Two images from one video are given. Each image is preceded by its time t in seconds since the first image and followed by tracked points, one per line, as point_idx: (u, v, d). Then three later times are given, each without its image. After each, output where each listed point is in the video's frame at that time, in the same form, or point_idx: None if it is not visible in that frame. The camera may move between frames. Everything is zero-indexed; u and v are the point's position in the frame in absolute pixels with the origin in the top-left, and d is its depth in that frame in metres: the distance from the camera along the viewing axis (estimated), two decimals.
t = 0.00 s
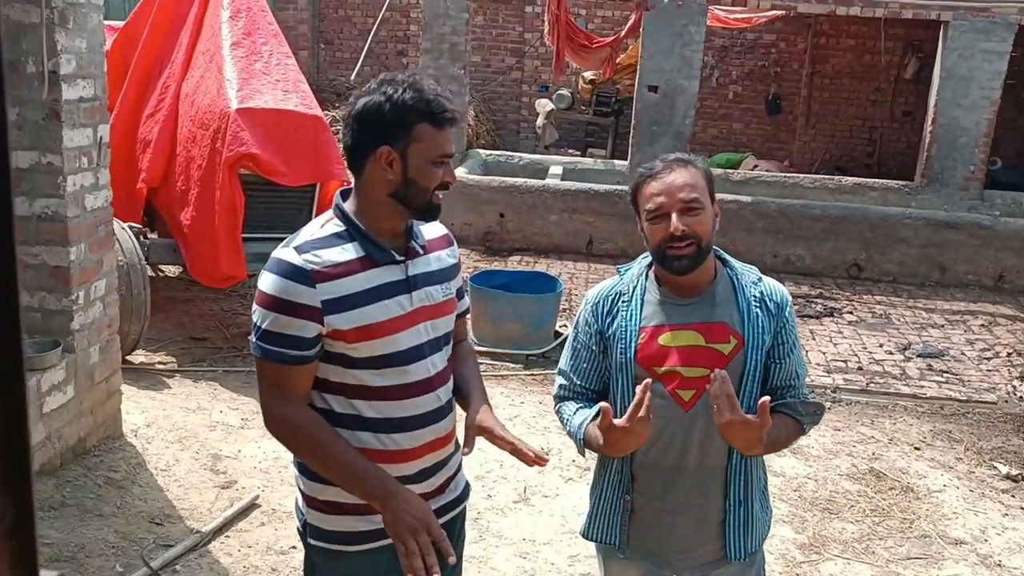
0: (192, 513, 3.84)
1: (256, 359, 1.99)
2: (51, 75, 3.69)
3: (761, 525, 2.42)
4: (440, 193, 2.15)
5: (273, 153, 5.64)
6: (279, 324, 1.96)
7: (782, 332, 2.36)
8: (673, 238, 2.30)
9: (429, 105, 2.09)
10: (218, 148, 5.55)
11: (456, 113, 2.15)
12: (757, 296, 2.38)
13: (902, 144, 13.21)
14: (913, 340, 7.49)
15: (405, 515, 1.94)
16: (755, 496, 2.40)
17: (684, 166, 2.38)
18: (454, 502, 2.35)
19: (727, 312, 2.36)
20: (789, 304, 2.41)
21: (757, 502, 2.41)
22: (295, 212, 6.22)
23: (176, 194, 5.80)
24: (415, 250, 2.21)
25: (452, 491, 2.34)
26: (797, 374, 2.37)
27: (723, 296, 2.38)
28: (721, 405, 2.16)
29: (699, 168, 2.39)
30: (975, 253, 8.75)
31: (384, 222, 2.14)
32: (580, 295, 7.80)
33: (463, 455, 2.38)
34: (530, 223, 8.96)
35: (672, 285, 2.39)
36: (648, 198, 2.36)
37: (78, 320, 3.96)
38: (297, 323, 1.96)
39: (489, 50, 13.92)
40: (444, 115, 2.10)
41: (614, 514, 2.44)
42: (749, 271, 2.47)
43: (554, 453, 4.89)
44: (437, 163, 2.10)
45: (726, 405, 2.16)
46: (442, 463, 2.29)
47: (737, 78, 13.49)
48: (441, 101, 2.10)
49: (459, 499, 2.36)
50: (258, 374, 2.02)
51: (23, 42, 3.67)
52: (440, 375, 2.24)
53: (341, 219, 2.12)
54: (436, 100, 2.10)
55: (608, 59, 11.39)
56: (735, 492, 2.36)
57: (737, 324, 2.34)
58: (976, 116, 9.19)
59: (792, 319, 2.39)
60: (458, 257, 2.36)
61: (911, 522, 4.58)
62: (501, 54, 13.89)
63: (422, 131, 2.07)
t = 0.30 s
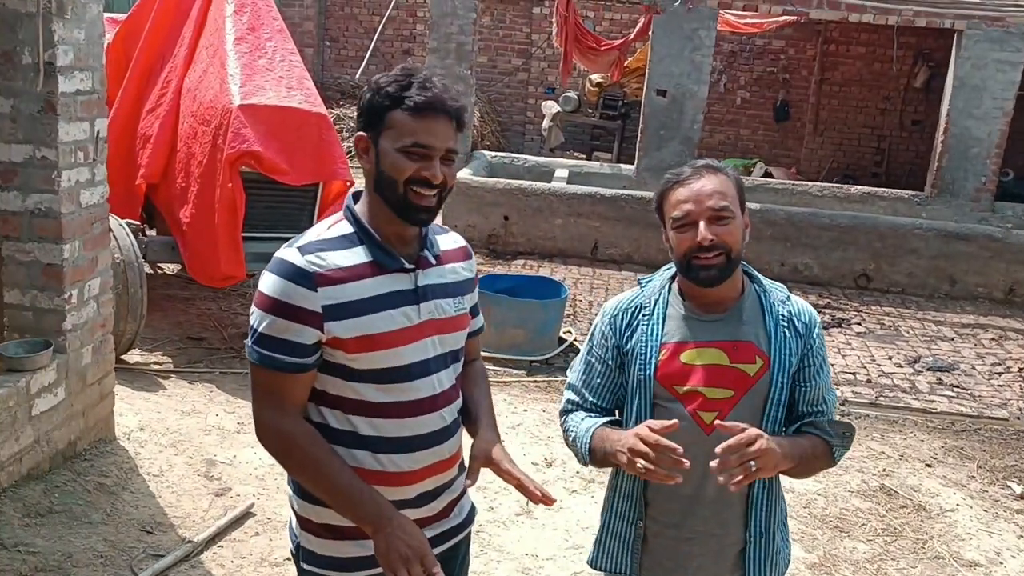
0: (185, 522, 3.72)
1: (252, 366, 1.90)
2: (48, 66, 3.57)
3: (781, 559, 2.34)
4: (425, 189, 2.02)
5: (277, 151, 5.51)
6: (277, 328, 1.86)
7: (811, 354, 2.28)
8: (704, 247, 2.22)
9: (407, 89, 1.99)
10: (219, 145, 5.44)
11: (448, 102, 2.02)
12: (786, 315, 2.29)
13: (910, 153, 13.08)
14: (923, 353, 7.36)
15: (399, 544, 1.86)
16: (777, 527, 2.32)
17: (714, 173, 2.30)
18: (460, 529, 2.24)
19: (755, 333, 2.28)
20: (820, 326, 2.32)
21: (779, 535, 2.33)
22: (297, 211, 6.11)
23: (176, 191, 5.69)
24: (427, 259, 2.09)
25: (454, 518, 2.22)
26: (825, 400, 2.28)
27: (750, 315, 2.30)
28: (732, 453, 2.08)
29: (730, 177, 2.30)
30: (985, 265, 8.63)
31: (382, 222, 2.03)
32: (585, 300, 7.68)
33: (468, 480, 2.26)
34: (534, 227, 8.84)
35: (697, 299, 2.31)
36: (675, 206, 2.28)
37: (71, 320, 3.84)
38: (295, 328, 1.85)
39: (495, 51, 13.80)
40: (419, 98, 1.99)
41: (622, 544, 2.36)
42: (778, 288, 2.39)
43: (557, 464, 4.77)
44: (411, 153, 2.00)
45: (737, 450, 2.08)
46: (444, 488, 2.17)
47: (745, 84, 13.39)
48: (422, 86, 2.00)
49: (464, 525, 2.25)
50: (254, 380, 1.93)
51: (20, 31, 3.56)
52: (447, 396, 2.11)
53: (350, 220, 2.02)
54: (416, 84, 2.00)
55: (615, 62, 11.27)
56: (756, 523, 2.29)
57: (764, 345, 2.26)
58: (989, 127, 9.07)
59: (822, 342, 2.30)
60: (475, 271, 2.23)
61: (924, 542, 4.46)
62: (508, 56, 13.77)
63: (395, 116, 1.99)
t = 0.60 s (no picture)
0: (182, 524, 3.65)
1: (247, 359, 1.84)
2: (45, 59, 3.50)
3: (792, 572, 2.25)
4: (431, 181, 1.95)
5: (277, 147, 5.44)
6: (272, 321, 1.79)
7: (829, 358, 2.20)
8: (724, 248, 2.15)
9: (422, 78, 1.95)
10: (219, 141, 5.37)
11: (464, 95, 1.97)
12: (802, 318, 2.23)
13: (915, 154, 13.00)
14: (929, 356, 7.29)
15: (383, 556, 1.80)
16: (788, 539, 2.23)
17: (735, 171, 2.24)
18: (460, 543, 2.16)
19: (769, 334, 2.22)
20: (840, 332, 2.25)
21: (790, 547, 2.25)
22: (298, 209, 6.03)
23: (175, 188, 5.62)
24: (437, 261, 2.01)
25: (456, 531, 2.15)
26: (843, 408, 2.19)
27: (764, 317, 2.24)
28: (770, 418, 2.00)
29: (750, 175, 2.24)
30: (992, 267, 8.55)
31: (389, 217, 1.98)
32: (588, 300, 7.60)
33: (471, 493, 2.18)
34: (537, 226, 8.77)
35: (711, 298, 2.27)
36: (692, 201, 2.23)
37: (67, 318, 3.78)
38: (292, 322, 1.79)
39: (498, 49, 13.72)
40: (433, 87, 1.94)
41: (623, 553, 2.29)
42: (798, 292, 2.32)
43: (561, 467, 4.70)
44: (420, 142, 1.94)
45: (775, 417, 2.00)
46: (445, 501, 2.09)
47: (749, 84, 13.32)
48: (438, 76, 1.95)
49: (465, 540, 2.17)
50: (250, 374, 1.87)
51: (16, 23, 3.49)
52: (449, 405, 2.03)
53: (358, 215, 1.96)
54: (432, 74, 1.95)
55: (619, 61, 11.19)
56: (766, 533, 2.20)
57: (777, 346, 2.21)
58: (996, 128, 8.99)
59: (841, 347, 2.22)
60: (492, 277, 2.16)
61: (933, 549, 4.38)
62: (511, 54, 13.69)
63: (406, 104, 1.95)
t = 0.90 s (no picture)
0: (183, 519, 3.62)
1: (248, 353, 1.81)
2: (41, 48, 3.45)
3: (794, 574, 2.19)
4: (441, 170, 1.90)
5: (276, 137, 5.39)
6: (274, 315, 1.76)
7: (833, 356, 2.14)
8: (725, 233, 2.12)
9: (432, 64, 1.91)
10: (219, 132, 5.32)
11: (474, 82, 1.93)
12: (809, 312, 2.18)
13: (917, 145, 12.95)
14: (933, 348, 7.24)
15: (388, 553, 1.75)
16: (790, 539, 2.18)
17: (742, 159, 2.19)
18: (467, 539, 2.13)
19: (774, 328, 2.17)
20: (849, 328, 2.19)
21: (792, 548, 2.19)
22: (298, 201, 5.99)
23: (175, 179, 5.58)
24: (442, 253, 1.97)
25: (463, 529, 2.11)
26: (848, 407, 2.14)
27: (769, 311, 2.19)
28: (761, 457, 1.97)
29: (757, 164, 2.20)
30: (996, 259, 8.51)
31: (395, 209, 1.94)
32: (590, 293, 7.56)
33: (477, 490, 2.14)
34: (539, 218, 8.72)
35: (716, 291, 2.23)
36: (697, 190, 2.19)
37: (65, 312, 3.74)
38: (293, 316, 1.75)
39: (499, 40, 13.66)
40: (444, 73, 1.90)
41: (629, 548, 2.27)
42: (807, 285, 2.27)
43: (564, 461, 4.66)
44: (430, 130, 1.89)
45: (766, 458, 1.97)
46: (450, 499, 2.06)
47: (751, 75, 13.25)
48: (449, 62, 1.92)
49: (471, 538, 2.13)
50: (252, 368, 1.83)
51: (11, 12, 3.44)
52: (454, 400, 1.99)
53: (363, 206, 1.92)
54: (443, 60, 1.92)
55: (621, 52, 11.11)
56: (765, 531, 2.16)
57: (781, 341, 2.15)
58: (1000, 118, 8.94)
59: (849, 343, 2.16)
60: (500, 269, 2.11)
61: (939, 543, 4.35)
62: (512, 45, 13.63)
63: (416, 91, 1.90)
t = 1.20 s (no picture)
0: (185, 508, 3.61)
1: (254, 341, 1.79)
2: (39, 34, 3.42)
3: (797, 562, 2.17)
4: (449, 154, 1.88)
5: (276, 124, 5.36)
6: (280, 303, 1.74)
7: (836, 343, 2.12)
8: (725, 223, 2.10)
9: (439, 47, 1.88)
10: (219, 119, 5.29)
11: (482, 65, 1.90)
12: (814, 300, 2.15)
13: (919, 131, 12.90)
14: (936, 335, 7.23)
15: (399, 543, 1.74)
16: (792, 527, 2.16)
17: (747, 145, 2.16)
18: (475, 527, 2.12)
19: (777, 316, 2.15)
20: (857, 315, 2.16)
21: (794, 537, 2.17)
22: (299, 187, 5.96)
23: (175, 166, 5.55)
24: (450, 240, 1.95)
25: (470, 518, 2.10)
26: (852, 395, 2.11)
27: (773, 298, 2.17)
28: (754, 441, 1.95)
29: (761, 150, 2.17)
30: (999, 246, 8.48)
31: (401, 194, 1.92)
32: (593, 280, 7.54)
33: (485, 478, 2.13)
34: (541, 205, 8.69)
35: (719, 278, 2.21)
36: (699, 177, 2.17)
37: (66, 300, 3.72)
38: (300, 304, 1.73)
39: (500, 27, 13.59)
40: (451, 56, 1.87)
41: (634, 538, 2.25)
42: (815, 271, 2.24)
43: (567, 448, 4.65)
44: (436, 114, 1.87)
45: (759, 443, 1.95)
46: (457, 487, 2.04)
47: (753, 61, 13.19)
48: (455, 45, 1.89)
49: (478, 527, 2.12)
50: (257, 357, 1.81)
51: None
52: (462, 388, 1.97)
53: (368, 191, 1.90)
54: (449, 43, 1.89)
55: (623, 39, 11.04)
56: (766, 520, 2.14)
57: (781, 328, 2.13)
58: (1004, 105, 8.90)
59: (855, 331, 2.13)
60: (507, 256, 2.09)
61: (943, 530, 4.34)
62: (513, 31, 13.56)
63: (422, 74, 1.88)
